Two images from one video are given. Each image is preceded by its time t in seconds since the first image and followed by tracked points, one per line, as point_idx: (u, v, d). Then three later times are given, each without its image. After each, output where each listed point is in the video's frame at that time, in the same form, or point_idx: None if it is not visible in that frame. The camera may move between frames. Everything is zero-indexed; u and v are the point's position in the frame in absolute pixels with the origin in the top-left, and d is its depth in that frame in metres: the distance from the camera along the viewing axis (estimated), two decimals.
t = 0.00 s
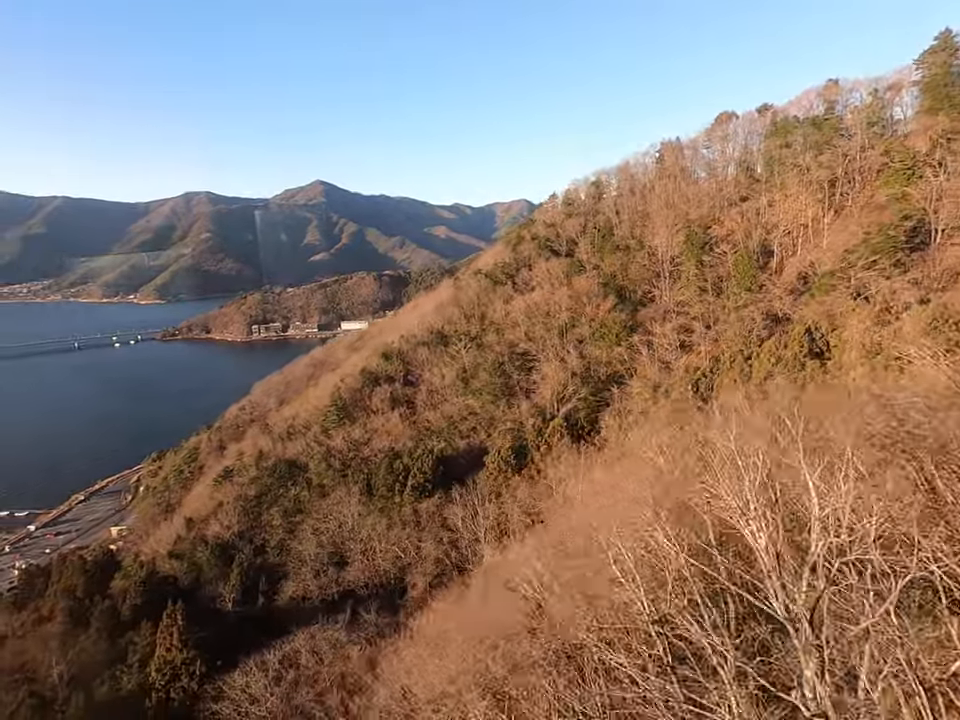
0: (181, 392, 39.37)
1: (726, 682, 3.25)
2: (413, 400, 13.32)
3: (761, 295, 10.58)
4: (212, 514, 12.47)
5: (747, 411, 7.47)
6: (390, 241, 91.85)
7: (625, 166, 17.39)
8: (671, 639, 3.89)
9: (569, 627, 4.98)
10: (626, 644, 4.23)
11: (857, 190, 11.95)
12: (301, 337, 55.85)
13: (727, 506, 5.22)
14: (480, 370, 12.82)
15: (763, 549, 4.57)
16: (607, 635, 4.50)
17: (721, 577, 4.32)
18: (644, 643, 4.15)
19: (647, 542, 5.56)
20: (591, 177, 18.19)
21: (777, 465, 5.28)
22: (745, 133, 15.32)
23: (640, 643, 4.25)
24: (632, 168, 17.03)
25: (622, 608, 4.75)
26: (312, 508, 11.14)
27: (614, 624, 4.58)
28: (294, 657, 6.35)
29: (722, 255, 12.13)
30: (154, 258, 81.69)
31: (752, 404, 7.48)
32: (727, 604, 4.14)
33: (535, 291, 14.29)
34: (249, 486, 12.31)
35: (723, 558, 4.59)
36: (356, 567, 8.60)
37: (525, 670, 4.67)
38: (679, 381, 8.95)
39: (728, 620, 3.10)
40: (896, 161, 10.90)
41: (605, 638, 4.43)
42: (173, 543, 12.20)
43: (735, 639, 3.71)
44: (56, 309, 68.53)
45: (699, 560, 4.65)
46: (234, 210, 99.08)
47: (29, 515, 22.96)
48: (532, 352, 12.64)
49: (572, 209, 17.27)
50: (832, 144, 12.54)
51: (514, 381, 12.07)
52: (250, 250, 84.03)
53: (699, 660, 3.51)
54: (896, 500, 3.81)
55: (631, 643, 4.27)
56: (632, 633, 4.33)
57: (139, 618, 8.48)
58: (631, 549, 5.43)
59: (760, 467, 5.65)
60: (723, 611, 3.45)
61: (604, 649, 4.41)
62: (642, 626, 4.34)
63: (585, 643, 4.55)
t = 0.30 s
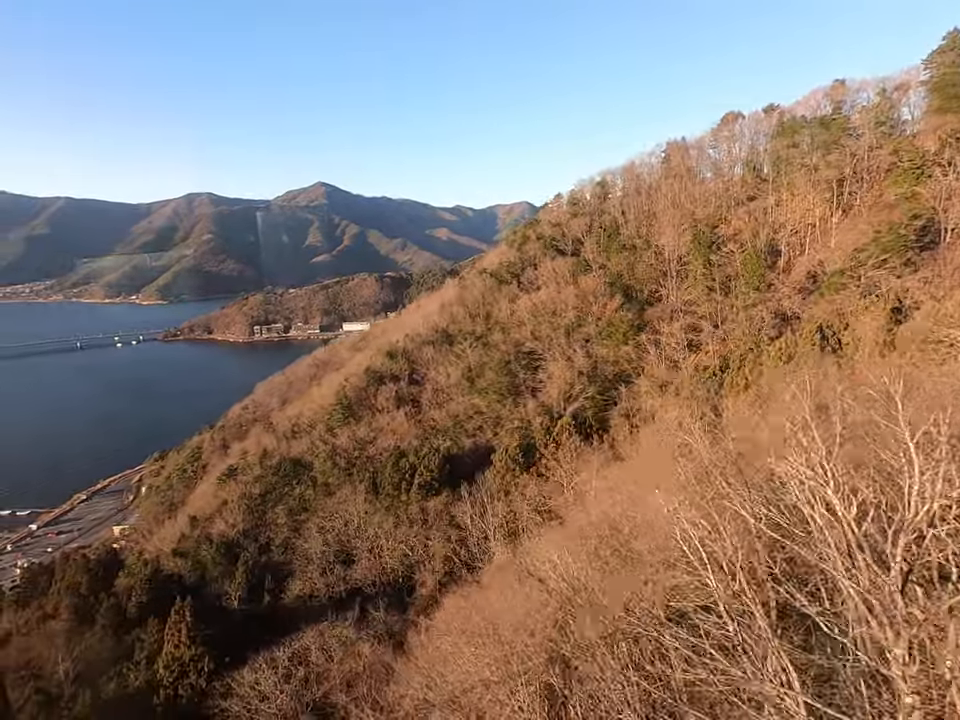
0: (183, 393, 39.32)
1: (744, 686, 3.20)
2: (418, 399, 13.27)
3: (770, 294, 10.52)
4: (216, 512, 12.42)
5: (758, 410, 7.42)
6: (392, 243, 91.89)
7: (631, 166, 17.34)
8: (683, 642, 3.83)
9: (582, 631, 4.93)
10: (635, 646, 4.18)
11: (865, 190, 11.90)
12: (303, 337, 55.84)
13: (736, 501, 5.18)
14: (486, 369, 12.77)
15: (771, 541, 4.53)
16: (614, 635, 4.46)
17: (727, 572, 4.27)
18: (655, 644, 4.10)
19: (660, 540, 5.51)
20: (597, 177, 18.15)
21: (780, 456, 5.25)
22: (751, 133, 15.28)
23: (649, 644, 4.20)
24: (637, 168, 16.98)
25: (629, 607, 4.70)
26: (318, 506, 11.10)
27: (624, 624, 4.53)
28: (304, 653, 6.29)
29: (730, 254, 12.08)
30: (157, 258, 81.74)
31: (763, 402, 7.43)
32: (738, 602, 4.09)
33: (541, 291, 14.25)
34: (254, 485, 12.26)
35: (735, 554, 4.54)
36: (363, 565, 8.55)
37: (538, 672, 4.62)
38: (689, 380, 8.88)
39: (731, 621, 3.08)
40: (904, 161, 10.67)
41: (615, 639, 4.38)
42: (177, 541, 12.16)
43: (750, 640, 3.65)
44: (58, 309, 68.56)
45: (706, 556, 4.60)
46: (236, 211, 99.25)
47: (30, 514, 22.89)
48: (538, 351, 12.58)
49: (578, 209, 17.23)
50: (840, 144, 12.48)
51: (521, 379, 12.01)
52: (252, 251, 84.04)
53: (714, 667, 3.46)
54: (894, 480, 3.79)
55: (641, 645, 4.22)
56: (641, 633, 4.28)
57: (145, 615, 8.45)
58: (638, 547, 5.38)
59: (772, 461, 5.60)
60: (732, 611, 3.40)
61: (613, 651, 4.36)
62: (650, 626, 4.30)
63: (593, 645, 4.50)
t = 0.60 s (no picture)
0: (187, 395, 39.36)
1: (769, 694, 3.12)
2: (425, 399, 13.23)
3: (780, 293, 10.45)
4: (222, 512, 12.37)
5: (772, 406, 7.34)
6: (394, 245, 91.94)
7: (636, 166, 17.28)
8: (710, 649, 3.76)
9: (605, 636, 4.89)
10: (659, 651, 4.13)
11: (874, 188, 11.78)
12: (306, 339, 55.83)
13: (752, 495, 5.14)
14: (493, 369, 12.72)
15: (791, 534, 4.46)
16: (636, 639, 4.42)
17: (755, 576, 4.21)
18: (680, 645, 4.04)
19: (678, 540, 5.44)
20: (602, 177, 18.09)
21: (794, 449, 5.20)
22: (758, 133, 15.20)
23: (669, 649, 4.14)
24: (643, 168, 16.93)
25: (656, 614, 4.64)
26: (325, 506, 11.04)
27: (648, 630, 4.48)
28: (316, 652, 6.21)
29: (738, 252, 12.00)
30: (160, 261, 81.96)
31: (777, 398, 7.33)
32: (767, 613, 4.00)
33: (548, 290, 14.20)
34: (260, 485, 12.22)
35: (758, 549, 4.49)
36: (373, 563, 8.49)
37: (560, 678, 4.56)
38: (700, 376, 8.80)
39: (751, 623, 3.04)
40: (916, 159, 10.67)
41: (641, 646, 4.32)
42: (183, 541, 12.11)
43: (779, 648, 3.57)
44: (62, 311, 68.79)
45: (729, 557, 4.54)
46: (239, 214, 99.50)
47: (34, 515, 22.93)
48: (546, 350, 12.52)
49: (583, 209, 17.16)
50: (849, 142, 12.40)
51: (528, 379, 11.94)
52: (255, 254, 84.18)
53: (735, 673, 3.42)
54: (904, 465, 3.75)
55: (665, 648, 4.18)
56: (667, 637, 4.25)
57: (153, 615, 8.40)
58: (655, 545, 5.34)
59: (788, 455, 5.54)
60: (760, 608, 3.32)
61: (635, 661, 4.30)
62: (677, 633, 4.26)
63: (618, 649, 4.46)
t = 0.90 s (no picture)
0: (190, 397, 39.34)
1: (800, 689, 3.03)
2: (431, 398, 13.18)
3: (789, 290, 10.38)
4: (228, 512, 12.31)
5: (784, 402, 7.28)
6: (396, 248, 91.96)
7: (641, 165, 17.23)
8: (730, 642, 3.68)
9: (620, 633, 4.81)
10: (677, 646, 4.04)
11: (883, 184, 11.70)
12: (308, 342, 55.82)
13: (772, 489, 5.07)
14: (500, 368, 12.65)
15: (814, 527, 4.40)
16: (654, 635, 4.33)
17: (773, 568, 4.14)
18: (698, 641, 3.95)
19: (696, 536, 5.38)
20: (607, 176, 18.03)
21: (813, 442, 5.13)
22: (763, 131, 15.14)
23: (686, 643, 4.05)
24: (648, 167, 16.88)
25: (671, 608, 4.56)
26: (332, 506, 10.98)
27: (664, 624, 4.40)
28: (329, 650, 6.15)
29: (746, 249, 11.93)
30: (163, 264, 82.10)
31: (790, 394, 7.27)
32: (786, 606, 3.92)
33: (554, 289, 14.16)
34: (266, 485, 12.16)
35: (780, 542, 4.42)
36: (383, 562, 8.43)
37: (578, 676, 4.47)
38: (710, 372, 8.74)
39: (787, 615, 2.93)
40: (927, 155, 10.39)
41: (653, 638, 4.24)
42: (189, 542, 12.06)
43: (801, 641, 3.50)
44: (64, 314, 68.91)
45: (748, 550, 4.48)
46: (241, 217, 99.71)
47: (38, 517, 22.93)
48: (553, 349, 12.47)
49: (588, 209, 17.11)
50: (856, 139, 12.34)
51: (535, 377, 11.87)
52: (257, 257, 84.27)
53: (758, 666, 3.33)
54: (933, 456, 3.68)
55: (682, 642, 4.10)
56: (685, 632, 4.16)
57: (161, 615, 8.34)
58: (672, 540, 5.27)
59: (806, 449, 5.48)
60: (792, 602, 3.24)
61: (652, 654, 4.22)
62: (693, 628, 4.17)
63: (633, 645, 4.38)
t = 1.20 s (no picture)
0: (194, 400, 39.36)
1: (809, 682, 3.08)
2: (438, 397, 13.14)
3: (799, 286, 10.31)
4: (235, 513, 12.27)
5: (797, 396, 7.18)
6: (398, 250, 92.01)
7: (646, 163, 17.17)
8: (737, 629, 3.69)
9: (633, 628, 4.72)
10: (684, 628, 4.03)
11: (891, 179, 11.62)
12: (311, 344, 55.83)
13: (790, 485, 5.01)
14: (507, 366, 12.60)
15: (836, 520, 4.33)
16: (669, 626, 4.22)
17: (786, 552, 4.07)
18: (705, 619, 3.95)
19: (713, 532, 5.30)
20: (611, 174, 17.97)
21: (832, 435, 5.06)
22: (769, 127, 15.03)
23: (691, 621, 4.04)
24: (653, 165, 16.82)
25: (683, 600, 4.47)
26: (339, 506, 10.93)
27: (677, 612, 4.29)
28: (342, 648, 6.11)
29: (754, 246, 11.86)
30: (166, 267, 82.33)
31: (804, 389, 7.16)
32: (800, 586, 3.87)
33: (561, 287, 14.11)
34: (273, 485, 12.12)
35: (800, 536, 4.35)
36: (392, 560, 8.37)
37: (596, 670, 4.38)
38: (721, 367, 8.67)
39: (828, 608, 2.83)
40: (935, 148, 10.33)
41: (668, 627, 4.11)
42: (197, 542, 12.02)
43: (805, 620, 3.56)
44: (67, 318, 69.13)
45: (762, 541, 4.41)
46: (244, 220, 99.99)
47: (43, 519, 22.96)
48: (560, 347, 12.42)
49: (593, 207, 17.05)
50: (864, 134, 12.26)
51: (542, 376, 11.79)
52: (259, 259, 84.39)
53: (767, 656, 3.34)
54: None
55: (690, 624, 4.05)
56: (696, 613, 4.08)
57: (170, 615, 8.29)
58: (683, 535, 5.21)
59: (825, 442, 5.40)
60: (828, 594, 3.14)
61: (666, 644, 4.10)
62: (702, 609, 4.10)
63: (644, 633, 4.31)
